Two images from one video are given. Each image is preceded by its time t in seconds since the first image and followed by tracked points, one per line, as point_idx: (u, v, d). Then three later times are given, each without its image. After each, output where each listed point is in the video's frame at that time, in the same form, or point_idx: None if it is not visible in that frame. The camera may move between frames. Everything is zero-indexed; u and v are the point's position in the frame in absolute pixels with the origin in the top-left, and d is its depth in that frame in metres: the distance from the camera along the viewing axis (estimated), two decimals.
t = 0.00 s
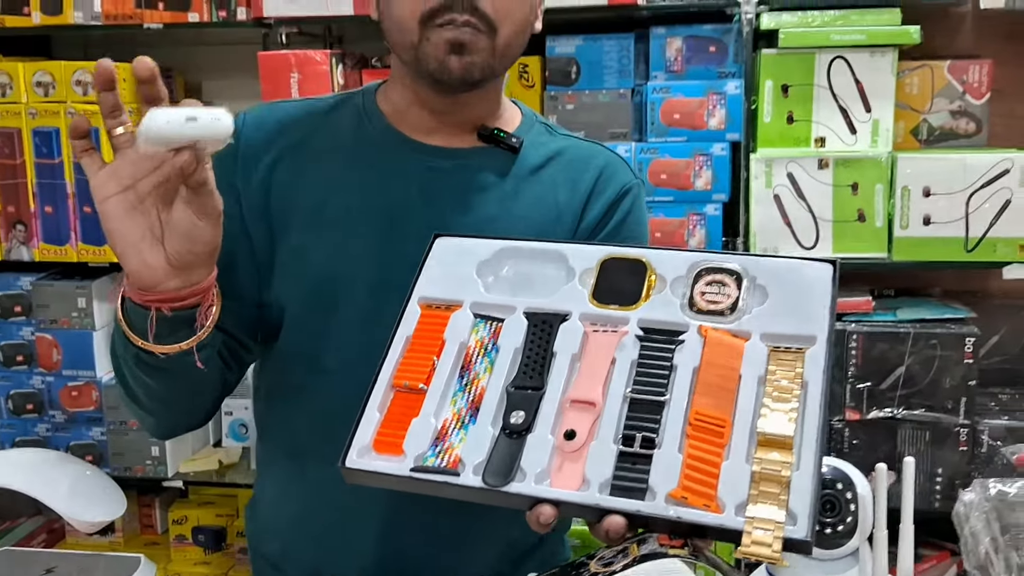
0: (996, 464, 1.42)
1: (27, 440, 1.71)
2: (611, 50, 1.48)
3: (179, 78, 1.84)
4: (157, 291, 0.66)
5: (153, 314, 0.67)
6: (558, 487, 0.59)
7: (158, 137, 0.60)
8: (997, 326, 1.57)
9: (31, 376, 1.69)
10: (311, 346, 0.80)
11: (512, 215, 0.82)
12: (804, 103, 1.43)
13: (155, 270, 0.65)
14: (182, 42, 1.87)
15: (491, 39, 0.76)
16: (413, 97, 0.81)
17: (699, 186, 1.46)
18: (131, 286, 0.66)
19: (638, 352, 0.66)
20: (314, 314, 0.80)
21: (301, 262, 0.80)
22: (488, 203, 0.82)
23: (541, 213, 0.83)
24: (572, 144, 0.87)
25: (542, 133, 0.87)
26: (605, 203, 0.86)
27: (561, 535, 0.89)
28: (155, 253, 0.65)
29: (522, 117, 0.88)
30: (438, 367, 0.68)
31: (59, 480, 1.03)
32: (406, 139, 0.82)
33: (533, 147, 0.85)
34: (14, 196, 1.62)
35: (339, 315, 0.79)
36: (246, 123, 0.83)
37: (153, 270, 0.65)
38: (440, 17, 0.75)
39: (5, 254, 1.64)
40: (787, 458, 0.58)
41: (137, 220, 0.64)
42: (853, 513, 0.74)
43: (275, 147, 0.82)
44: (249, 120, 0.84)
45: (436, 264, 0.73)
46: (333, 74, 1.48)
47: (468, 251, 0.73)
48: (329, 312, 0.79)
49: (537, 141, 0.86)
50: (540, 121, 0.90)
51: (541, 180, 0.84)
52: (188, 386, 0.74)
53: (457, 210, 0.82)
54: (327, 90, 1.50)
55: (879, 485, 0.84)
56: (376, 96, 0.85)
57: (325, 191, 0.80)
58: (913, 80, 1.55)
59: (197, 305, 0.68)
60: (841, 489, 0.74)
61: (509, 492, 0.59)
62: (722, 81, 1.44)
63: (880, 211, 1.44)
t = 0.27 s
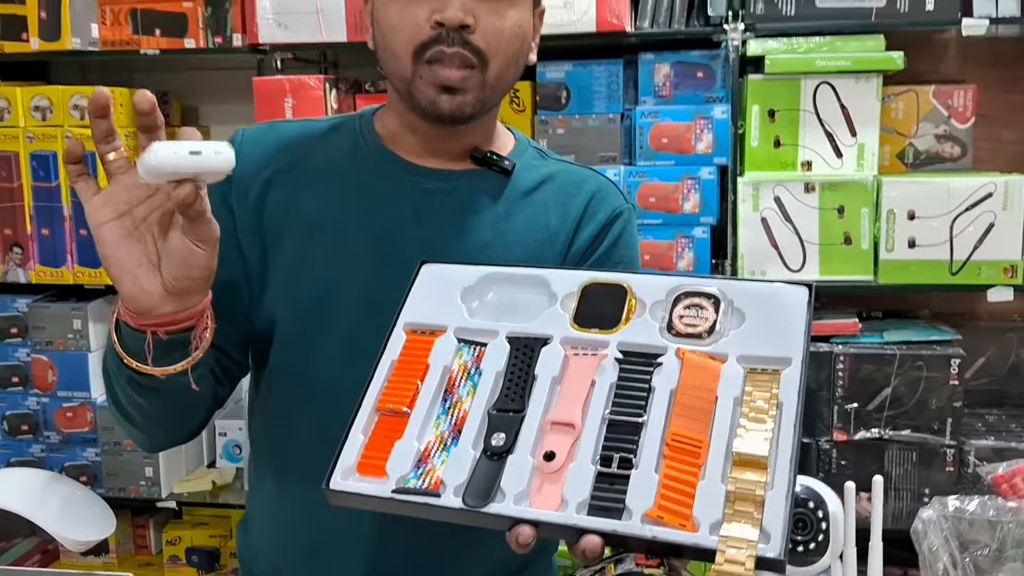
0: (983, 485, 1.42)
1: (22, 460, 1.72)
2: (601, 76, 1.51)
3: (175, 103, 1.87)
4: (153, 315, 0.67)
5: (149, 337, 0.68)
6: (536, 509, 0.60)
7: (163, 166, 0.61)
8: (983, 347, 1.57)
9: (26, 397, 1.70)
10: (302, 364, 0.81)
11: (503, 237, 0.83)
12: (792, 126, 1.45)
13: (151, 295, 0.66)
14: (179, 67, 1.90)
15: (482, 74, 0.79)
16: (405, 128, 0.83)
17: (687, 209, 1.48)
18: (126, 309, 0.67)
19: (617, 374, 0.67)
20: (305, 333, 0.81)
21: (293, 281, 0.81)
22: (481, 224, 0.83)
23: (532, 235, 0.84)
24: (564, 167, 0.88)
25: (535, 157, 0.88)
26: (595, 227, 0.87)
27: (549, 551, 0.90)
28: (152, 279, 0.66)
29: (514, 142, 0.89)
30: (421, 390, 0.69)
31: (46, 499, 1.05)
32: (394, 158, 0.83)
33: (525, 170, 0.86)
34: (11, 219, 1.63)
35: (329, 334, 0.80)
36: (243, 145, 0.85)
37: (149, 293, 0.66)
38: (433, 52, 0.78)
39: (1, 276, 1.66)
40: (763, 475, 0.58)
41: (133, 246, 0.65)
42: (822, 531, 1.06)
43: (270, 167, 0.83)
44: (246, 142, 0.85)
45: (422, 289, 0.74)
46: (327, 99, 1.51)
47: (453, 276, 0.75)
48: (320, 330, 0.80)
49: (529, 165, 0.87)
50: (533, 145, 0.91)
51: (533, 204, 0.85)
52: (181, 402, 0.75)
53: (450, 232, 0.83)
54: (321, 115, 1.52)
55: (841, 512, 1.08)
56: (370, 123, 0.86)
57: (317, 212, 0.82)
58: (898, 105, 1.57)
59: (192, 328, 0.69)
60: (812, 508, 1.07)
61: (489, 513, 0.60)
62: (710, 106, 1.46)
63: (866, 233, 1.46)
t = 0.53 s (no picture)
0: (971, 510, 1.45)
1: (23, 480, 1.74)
2: (596, 105, 1.55)
3: (181, 129, 1.91)
4: (164, 339, 0.70)
5: (160, 360, 0.71)
6: (520, 528, 0.62)
7: (180, 196, 0.64)
8: (973, 374, 1.60)
9: (29, 417, 1.72)
10: (302, 384, 0.83)
11: (497, 265, 0.86)
12: (781, 156, 1.49)
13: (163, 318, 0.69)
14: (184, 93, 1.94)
15: (481, 104, 0.82)
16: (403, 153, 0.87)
17: (679, 236, 1.52)
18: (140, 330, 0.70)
19: (601, 401, 0.70)
20: (306, 354, 0.83)
21: (295, 303, 0.83)
22: (477, 251, 0.86)
23: (526, 263, 0.87)
24: (560, 198, 0.91)
25: (531, 187, 0.91)
26: (589, 256, 0.89)
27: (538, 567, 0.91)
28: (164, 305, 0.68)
29: (512, 171, 0.92)
30: (413, 413, 0.71)
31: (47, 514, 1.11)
32: (393, 187, 0.86)
33: (523, 199, 0.89)
34: (17, 241, 1.66)
35: (329, 355, 0.83)
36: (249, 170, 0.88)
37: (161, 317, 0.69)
38: (434, 83, 0.81)
39: (6, 297, 1.68)
40: (737, 501, 0.60)
41: (145, 272, 0.68)
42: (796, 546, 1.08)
43: (275, 193, 0.86)
44: (251, 167, 0.88)
45: (416, 316, 0.77)
46: (329, 126, 1.54)
47: (445, 303, 0.77)
48: (320, 352, 0.83)
49: (526, 194, 0.89)
50: (531, 174, 0.93)
51: (528, 232, 0.87)
52: (188, 422, 0.78)
53: (449, 259, 0.85)
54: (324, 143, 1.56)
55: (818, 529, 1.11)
56: (372, 147, 0.90)
57: (319, 237, 0.85)
58: (887, 136, 1.60)
59: (201, 350, 0.72)
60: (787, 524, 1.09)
61: (474, 531, 0.62)
62: (702, 136, 1.49)
63: (855, 260, 1.49)
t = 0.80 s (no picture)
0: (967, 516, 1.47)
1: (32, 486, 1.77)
2: (594, 119, 1.58)
3: (187, 141, 1.94)
4: (194, 352, 0.73)
5: (190, 371, 0.74)
6: (515, 534, 0.64)
7: (229, 225, 0.67)
8: (966, 383, 1.62)
9: (38, 425, 1.75)
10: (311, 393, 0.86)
11: (499, 276, 0.89)
12: (775, 169, 1.52)
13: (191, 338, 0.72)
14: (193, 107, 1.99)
15: (485, 119, 0.85)
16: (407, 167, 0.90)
17: (677, 246, 1.55)
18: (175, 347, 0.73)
19: (595, 412, 0.72)
20: (316, 363, 0.86)
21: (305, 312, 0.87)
22: (480, 263, 0.89)
23: (528, 275, 0.89)
24: (561, 212, 0.93)
25: (533, 201, 0.93)
26: (589, 269, 0.91)
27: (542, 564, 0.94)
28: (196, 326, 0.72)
29: (514, 186, 0.95)
30: (416, 422, 0.74)
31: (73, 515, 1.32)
32: (399, 201, 0.89)
33: (525, 213, 0.91)
34: (26, 252, 1.69)
35: (338, 362, 0.86)
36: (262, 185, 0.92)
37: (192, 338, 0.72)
38: (439, 100, 0.84)
39: (16, 306, 1.72)
40: (721, 510, 0.62)
41: (177, 294, 0.71)
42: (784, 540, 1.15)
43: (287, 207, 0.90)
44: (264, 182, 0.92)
45: (419, 328, 0.80)
46: (333, 140, 1.58)
47: (449, 317, 0.80)
48: (329, 360, 0.86)
49: (527, 208, 0.92)
50: (533, 189, 0.96)
51: (530, 245, 0.90)
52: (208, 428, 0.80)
53: (453, 271, 0.88)
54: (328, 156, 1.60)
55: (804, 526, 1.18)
56: (377, 163, 0.93)
57: (327, 248, 0.88)
58: (880, 149, 1.64)
59: (227, 359, 0.75)
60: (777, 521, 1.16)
61: (472, 537, 0.64)
62: (698, 149, 1.53)
63: (848, 271, 1.52)
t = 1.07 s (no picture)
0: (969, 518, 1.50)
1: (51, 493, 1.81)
2: (600, 133, 1.62)
3: (201, 155, 1.98)
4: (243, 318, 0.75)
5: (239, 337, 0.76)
6: (541, 527, 0.69)
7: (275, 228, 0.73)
8: (965, 388, 1.66)
9: (57, 433, 1.80)
10: (336, 392, 0.91)
11: (517, 283, 0.94)
12: (776, 180, 1.56)
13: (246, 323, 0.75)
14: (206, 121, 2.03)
15: (497, 136, 0.89)
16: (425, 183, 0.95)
17: (681, 255, 1.59)
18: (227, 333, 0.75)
19: (614, 414, 0.77)
20: (340, 364, 0.91)
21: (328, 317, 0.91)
22: (499, 269, 0.94)
23: (543, 282, 0.94)
24: (575, 222, 0.98)
25: (548, 212, 0.98)
26: (601, 275, 0.96)
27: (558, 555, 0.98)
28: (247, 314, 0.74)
29: (531, 197, 0.99)
30: (445, 424, 0.78)
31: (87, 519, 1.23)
32: (422, 213, 0.94)
33: (541, 223, 0.96)
34: (46, 264, 1.74)
35: (362, 364, 0.91)
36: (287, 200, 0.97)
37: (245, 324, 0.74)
38: (451, 120, 0.88)
39: (36, 317, 1.76)
40: (734, 504, 0.67)
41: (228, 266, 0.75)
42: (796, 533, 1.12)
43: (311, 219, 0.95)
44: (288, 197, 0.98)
45: (446, 335, 0.84)
46: (346, 153, 1.62)
47: (475, 323, 0.84)
48: (352, 362, 0.91)
49: (542, 218, 0.97)
50: (548, 199, 1.01)
51: (545, 253, 0.95)
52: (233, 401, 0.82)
53: (473, 281, 0.93)
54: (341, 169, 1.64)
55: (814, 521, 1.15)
56: (401, 176, 0.98)
57: (351, 258, 0.93)
58: (877, 160, 1.68)
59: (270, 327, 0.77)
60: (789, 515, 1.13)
61: (500, 530, 0.69)
62: (701, 161, 1.57)
63: (847, 278, 1.56)
